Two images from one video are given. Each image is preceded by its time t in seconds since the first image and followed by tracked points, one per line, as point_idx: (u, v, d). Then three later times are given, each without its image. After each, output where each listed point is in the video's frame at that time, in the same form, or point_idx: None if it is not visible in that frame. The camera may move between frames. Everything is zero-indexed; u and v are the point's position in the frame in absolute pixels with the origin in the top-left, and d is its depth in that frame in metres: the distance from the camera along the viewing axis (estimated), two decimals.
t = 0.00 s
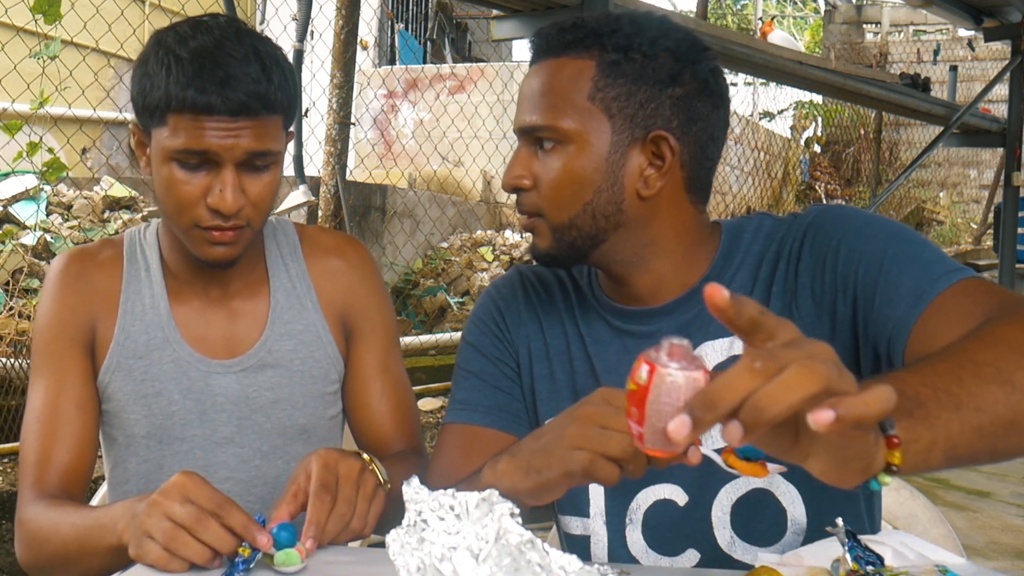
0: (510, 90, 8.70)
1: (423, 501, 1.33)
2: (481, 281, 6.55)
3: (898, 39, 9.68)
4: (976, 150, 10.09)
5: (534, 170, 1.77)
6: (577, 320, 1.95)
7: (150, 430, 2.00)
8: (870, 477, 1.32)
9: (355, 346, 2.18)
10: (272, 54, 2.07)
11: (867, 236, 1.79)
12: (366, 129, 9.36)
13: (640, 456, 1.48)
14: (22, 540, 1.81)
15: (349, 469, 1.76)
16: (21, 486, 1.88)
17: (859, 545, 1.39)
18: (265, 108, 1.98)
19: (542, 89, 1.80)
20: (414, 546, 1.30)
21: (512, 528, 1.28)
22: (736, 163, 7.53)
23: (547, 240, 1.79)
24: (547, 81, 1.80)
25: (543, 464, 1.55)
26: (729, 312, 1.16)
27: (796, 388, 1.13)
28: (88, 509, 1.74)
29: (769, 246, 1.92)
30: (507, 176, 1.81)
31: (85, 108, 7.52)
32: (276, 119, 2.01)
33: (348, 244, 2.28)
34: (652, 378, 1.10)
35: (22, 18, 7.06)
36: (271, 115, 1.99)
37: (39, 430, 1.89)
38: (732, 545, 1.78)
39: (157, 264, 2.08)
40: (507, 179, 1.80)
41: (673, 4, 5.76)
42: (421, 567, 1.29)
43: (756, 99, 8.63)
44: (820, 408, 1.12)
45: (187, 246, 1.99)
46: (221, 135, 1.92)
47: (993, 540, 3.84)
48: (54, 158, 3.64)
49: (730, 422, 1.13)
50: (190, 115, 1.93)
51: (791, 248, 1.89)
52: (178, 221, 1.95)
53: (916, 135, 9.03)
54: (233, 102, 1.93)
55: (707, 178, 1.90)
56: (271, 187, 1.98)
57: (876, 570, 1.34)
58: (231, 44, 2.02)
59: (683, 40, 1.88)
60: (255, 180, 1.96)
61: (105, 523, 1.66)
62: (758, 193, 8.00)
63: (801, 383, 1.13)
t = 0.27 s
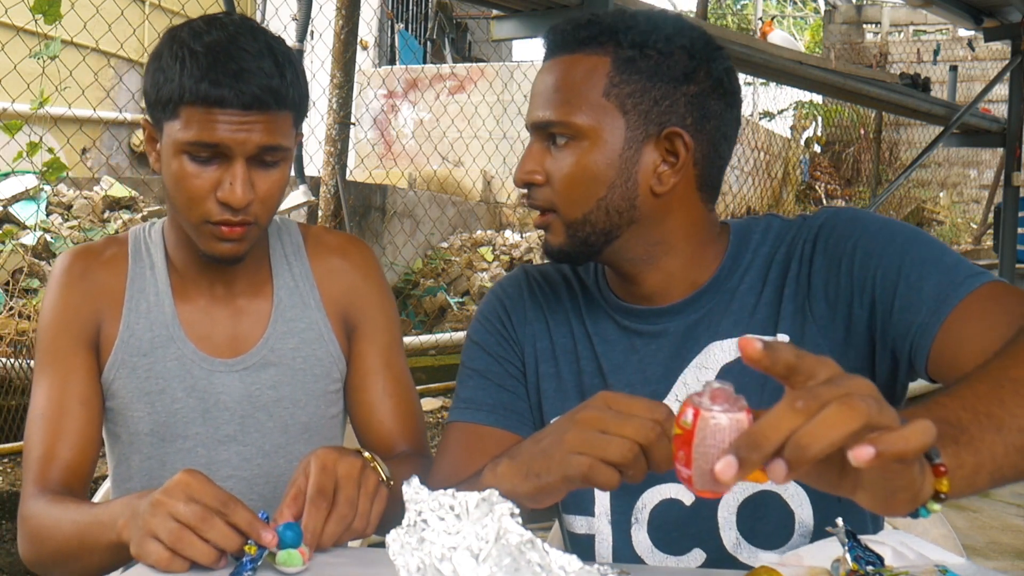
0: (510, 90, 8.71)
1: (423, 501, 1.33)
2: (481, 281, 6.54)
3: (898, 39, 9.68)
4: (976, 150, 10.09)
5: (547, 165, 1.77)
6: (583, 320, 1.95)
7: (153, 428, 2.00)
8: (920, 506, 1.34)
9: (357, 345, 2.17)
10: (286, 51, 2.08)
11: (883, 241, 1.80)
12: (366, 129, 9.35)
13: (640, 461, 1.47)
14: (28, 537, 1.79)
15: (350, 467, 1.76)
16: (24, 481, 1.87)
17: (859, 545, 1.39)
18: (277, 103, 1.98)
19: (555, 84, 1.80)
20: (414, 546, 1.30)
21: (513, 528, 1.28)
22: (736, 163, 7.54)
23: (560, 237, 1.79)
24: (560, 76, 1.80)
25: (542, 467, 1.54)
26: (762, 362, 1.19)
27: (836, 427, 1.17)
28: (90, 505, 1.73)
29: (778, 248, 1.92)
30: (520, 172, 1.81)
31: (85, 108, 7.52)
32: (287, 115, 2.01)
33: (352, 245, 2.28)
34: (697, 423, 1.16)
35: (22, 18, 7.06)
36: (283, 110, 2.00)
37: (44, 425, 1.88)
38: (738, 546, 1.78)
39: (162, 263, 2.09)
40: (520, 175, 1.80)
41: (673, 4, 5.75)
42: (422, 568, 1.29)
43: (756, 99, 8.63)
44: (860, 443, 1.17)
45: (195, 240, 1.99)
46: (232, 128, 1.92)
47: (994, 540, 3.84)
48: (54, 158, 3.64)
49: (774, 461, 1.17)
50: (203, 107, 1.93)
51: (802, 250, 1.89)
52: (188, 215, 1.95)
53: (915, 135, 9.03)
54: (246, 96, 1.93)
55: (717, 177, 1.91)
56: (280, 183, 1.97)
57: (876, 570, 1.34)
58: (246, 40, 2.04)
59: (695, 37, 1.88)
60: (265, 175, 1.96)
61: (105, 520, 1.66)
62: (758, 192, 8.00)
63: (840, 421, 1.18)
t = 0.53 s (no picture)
0: (510, 90, 8.71)
1: (422, 501, 1.33)
2: (481, 281, 6.54)
3: (898, 39, 9.68)
4: (976, 150, 10.08)
5: (552, 164, 1.77)
6: (585, 320, 1.95)
7: (159, 428, 2.00)
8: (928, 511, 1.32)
9: (365, 349, 2.17)
10: (301, 46, 2.11)
11: (885, 240, 1.79)
12: (366, 129, 9.35)
13: (640, 459, 1.47)
14: (27, 532, 1.80)
15: (356, 470, 1.76)
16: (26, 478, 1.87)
17: (859, 545, 1.39)
18: (291, 92, 2.01)
19: (560, 83, 1.80)
20: (414, 546, 1.30)
21: (513, 528, 1.29)
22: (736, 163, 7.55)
23: (565, 236, 1.78)
24: (566, 75, 1.80)
25: (542, 466, 1.54)
26: (772, 370, 1.18)
27: (845, 433, 1.17)
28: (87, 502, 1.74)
29: (780, 249, 1.92)
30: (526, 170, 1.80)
31: (85, 108, 7.52)
32: (300, 105, 2.03)
33: (362, 249, 2.28)
34: (705, 431, 1.18)
35: (22, 17, 7.06)
36: (296, 99, 2.02)
37: (49, 424, 1.89)
38: (741, 547, 1.78)
39: (172, 263, 2.08)
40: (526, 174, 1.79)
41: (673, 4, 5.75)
42: (421, 567, 1.29)
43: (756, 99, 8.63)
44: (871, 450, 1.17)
45: (204, 232, 1.99)
46: (245, 115, 1.95)
47: (993, 540, 3.84)
48: (54, 158, 3.64)
49: (783, 467, 1.17)
50: (217, 93, 1.96)
51: (804, 250, 1.90)
52: (198, 205, 1.96)
53: (915, 135, 9.03)
54: (259, 83, 1.96)
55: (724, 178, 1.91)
56: (292, 172, 1.98)
57: (876, 570, 1.34)
58: (261, 31, 2.06)
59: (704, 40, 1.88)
60: (276, 166, 1.97)
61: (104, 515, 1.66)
62: (758, 193, 8.00)
63: (850, 426, 1.17)
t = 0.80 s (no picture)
0: (511, 90, 8.71)
1: (422, 501, 1.33)
2: (481, 281, 6.54)
3: (898, 39, 9.69)
4: (976, 151, 10.08)
5: (633, 161, 1.74)
6: (582, 322, 1.96)
7: (166, 430, 1.99)
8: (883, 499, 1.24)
9: (375, 352, 2.17)
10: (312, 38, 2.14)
11: (861, 234, 1.77)
12: (366, 129, 9.34)
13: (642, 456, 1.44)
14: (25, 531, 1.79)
15: (359, 472, 1.78)
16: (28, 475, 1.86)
17: (859, 545, 1.39)
18: (304, 78, 2.03)
19: (589, 81, 1.78)
20: (414, 546, 1.30)
21: (513, 528, 1.29)
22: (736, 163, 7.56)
23: (642, 235, 1.75)
24: (592, 72, 1.78)
25: (543, 465, 1.54)
26: (737, 336, 1.11)
27: (800, 414, 1.06)
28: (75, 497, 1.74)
29: (769, 248, 1.93)
30: (590, 166, 1.74)
31: (85, 108, 7.51)
32: (315, 93, 2.06)
33: (371, 253, 2.29)
34: (649, 418, 1.09)
35: (22, 17, 7.06)
36: (310, 86, 2.04)
37: (54, 423, 1.88)
38: (733, 548, 1.78)
39: (180, 265, 2.09)
40: (599, 170, 1.73)
41: (674, 4, 5.74)
42: (421, 567, 1.29)
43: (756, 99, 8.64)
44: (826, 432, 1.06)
45: (211, 217, 1.98)
46: (259, 96, 1.97)
47: (994, 540, 3.84)
48: (54, 158, 3.64)
49: (735, 455, 1.07)
50: (231, 74, 1.98)
51: (787, 249, 1.90)
52: (209, 186, 1.96)
53: (916, 135, 9.03)
54: (274, 65, 1.99)
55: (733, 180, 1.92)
56: (306, 153, 2.00)
57: (876, 570, 1.34)
58: (273, 22, 2.09)
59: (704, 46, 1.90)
60: (288, 148, 1.99)
61: (82, 509, 1.64)
62: (758, 193, 8.00)
63: (804, 406, 1.07)
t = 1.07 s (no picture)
0: (511, 90, 8.72)
1: (423, 501, 1.34)
2: (481, 281, 6.53)
3: (898, 39, 9.69)
4: (977, 150, 10.08)
5: (647, 153, 1.73)
6: (574, 320, 1.95)
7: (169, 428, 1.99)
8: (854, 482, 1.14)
9: (375, 352, 2.17)
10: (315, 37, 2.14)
11: (823, 224, 1.76)
12: (367, 129, 9.33)
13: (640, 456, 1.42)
14: (4, 511, 1.78)
15: (358, 472, 1.78)
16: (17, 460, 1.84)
17: (859, 545, 1.40)
18: (316, 76, 2.04)
19: (594, 72, 1.79)
20: (414, 546, 1.30)
21: (513, 529, 1.28)
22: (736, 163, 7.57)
23: (651, 228, 1.74)
24: (598, 63, 1.79)
25: (539, 464, 1.53)
26: (692, 288, 1.00)
27: (762, 393, 0.96)
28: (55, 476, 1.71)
29: (755, 245, 1.93)
30: (603, 157, 1.74)
31: (85, 108, 7.52)
32: (325, 91, 2.07)
33: (372, 252, 2.30)
34: (585, 413, 1.00)
35: (22, 18, 7.06)
36: (320, 84, 2.05)
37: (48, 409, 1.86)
38: (721, 552, 1.77)
39: (183, 264, 2.10)
40: (613, 161, 1.73)
41: (673, 3, 5.75)
42: (421, 567, 1.28)
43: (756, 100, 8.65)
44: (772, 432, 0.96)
45: (228, 216, 1.98)
46: (275, 93, 1.97)
47: (994, 540, 3.84)
48: (54, 158, 3.64)
49: (687, 446, 0.96)
50: (241, 73, 1.98)
51: (768, 247, 1.90)
52: (226, 185, 1.96)
53: (916, 135, 9.04)
54: (289, 64, 1.99)
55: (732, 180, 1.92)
56: (318, 150, 2.01)
57: (877, 570, 1.35)
58: (279, 22, 2.09)
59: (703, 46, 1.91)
60: (303, 145, 1.99)
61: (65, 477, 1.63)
62: (758, 193, 8.01)
63: (760, 389, 0.96)
